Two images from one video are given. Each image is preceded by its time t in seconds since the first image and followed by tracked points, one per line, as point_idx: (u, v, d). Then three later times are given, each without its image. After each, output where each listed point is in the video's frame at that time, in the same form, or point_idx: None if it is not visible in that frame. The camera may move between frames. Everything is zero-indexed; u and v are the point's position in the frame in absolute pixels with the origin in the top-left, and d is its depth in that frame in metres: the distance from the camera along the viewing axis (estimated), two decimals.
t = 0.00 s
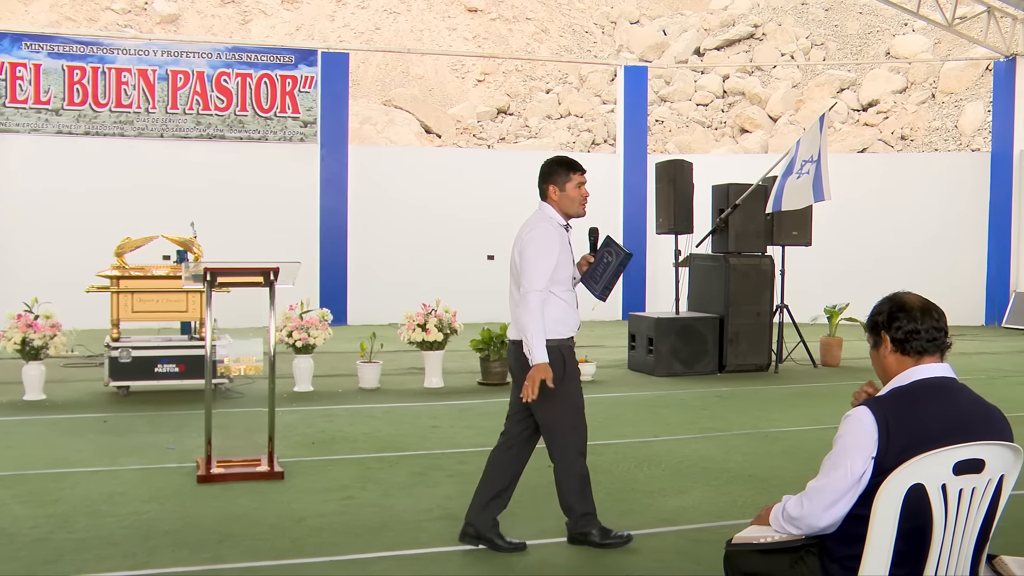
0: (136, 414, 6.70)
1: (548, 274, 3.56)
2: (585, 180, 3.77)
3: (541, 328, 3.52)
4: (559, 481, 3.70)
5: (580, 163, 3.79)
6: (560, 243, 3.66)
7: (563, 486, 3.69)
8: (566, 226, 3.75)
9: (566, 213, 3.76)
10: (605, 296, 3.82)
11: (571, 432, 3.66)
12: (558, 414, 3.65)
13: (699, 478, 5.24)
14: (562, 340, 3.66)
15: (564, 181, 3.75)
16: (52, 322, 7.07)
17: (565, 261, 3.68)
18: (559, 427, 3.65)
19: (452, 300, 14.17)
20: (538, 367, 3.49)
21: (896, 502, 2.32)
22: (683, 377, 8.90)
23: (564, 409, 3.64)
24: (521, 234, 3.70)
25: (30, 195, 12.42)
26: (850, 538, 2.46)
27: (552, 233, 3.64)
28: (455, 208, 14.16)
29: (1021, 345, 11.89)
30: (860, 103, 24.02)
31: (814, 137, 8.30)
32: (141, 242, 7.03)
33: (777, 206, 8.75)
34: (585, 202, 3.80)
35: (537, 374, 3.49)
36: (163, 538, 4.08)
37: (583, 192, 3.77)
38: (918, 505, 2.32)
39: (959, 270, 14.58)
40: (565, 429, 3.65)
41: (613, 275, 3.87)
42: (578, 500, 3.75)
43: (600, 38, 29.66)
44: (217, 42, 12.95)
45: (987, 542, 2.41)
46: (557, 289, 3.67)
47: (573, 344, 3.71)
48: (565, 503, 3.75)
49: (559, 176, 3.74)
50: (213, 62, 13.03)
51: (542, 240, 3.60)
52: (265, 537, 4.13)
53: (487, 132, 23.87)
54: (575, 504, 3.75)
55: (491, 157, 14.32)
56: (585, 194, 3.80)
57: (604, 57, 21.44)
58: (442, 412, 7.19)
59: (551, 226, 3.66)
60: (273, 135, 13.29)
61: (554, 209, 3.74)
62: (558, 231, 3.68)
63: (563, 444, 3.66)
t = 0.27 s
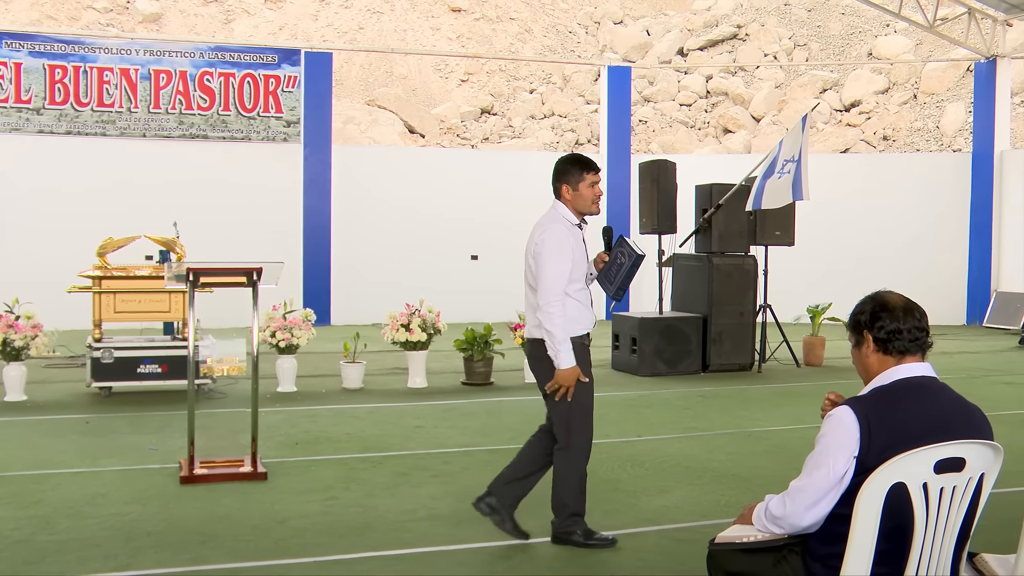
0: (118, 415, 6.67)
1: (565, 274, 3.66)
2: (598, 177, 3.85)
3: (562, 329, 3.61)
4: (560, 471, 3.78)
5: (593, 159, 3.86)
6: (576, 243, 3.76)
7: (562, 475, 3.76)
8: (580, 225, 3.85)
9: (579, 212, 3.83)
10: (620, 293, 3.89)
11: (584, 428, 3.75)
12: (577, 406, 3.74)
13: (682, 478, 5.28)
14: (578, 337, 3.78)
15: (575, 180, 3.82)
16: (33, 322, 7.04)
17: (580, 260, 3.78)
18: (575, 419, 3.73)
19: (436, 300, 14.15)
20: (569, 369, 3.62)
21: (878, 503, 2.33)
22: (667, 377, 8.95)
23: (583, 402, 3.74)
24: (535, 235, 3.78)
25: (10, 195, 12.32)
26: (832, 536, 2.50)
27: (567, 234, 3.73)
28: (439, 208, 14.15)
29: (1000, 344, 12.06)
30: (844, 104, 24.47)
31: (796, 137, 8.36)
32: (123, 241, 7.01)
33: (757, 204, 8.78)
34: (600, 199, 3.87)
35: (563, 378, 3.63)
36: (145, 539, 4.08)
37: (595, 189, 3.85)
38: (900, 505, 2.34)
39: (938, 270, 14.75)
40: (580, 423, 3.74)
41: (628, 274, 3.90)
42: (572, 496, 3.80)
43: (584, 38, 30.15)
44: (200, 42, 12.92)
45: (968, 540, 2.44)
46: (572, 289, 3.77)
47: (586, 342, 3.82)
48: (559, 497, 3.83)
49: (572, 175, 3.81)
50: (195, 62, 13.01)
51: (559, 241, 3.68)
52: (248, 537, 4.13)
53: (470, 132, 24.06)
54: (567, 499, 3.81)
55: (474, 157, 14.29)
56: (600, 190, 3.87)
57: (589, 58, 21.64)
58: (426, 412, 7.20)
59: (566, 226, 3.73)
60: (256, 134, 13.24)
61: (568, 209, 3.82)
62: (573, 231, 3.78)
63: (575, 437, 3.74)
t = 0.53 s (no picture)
0: (101, 416, 6.64)
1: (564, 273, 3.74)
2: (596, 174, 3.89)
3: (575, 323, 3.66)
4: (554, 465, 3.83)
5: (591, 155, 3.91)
6: (574, 241, 3.83)
7: (556, 470, 3.82)
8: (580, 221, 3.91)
9: (578, 210, 3.89)
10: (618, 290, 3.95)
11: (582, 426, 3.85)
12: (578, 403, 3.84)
13: (666, 477, 5.31)
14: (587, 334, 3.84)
15: (571, 179, 3.88)
16: (15, 323, 6.99)
17: (580, 257, 3.85)
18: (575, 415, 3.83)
19: (422, 300, 14.14)
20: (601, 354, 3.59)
21: (860, 501, 2.32)
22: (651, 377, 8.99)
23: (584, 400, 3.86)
24: (534, 238, 3.86)
25: None
26: (815, 535, 2.52)
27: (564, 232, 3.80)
28: (426, 208, 14.16)
29: (981, 343, 12.19)
30: (827, 104, 24.71)
31: (779, 138, 8.38)
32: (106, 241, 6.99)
33: (739, 204, 8.87)
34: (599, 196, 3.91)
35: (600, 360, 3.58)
36: (128, 541, 4.07)
37: (593, 186, 3.89)
38: (883, 505, 2.35)
39: (921, 269, 14.88)
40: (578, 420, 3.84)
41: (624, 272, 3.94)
42: (562, 494, 3.85)
43: (568, 38, 30.40)
44: (183, 41, 12.87)
45: (950, 538, 2.44)
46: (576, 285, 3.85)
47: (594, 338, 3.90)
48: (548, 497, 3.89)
49: (568, 173, 3.88)
50: (179, 61, 12.97)
51: (555, 240, 3.75)
52: (232, 539, 4.13)
53: (454, 132, 24.08)
54: (557, 498, 3.85)
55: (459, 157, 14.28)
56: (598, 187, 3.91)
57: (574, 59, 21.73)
58: (411, 412, 7.20)
59: (564, 225, 3.81)
60: (240, 134, 13.19)
61: (566, 206, 3.89)
62: (571, 228, 3.84)
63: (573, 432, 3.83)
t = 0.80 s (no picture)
0: (85, 417, 6.61)
1: (553, 275, 3.85)
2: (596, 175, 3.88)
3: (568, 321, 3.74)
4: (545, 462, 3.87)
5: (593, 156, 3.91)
6: (569, 243, 3.91)
7: (545, 467, 3.86)
8: (581, 222, 3.97)
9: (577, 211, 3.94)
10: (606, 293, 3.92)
11: (573, 423, 3.87)
12: (570, 400, 3.86)
13: (651, 477, 5.34)
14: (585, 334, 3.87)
15: (568, 180, 3.91)
16: None
17: (575, 258, 3.92)
18: (564, 412, 3.85)
19: (407, 300, 14.14)
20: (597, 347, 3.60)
21: (844, 499, 2.32)
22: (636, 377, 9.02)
23: (577, 398, 3.88)
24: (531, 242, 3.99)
25: None
26: (799, 535, 2.54)
27: (557, 234, 3.90)
28: (411, 208, 14.15)
29: (964, 343, 12.30)
30: (811, 104, 24.95)
31: (764, 138, 8.42)
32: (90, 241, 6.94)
33: (724, 203, 8.93)
34: (598, 198, 3.92)
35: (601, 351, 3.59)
36: (112, 542, 4.06)
37: (592, 187, 3.90)
38: (866, 503, 2.38)
39: (905, 268, 14.99)
40: (569, 417, 3.86)
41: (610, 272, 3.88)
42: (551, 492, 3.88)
43: (553, 38, 30.53)
44: (167, 40, 12.80)
45: (933, 538, 2.46)
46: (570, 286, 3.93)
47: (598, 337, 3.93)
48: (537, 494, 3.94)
49: (565, 174, 3.90)
50: (163, 61, 12.89)
51: (545, 242, 3.87)
52: (217, 539, 4.12)
53: (440, 132, 24.11)
54: (545, 495, 3.88)
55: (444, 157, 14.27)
56: (598, 189, 3.91)
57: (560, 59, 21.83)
58: (397, 412, 7.21)
59: (559, 227, 3.91)
60: (225, 134, 13.15)
61: (565, 209, 3.98)
62: (566, 230, 3.93)
63: (563, 429, 3.86)
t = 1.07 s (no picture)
0: (72, 418, 6.59)
1: (549, 270, 3.93)
2: (595, 178, 3.90)
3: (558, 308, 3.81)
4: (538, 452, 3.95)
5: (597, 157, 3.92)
6: (568, 241, 3.98)
7: (539, 458, 3.93)
8: (583, 221, 4.03)
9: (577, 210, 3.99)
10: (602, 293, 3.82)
11: (567, 417, 3.93)
12: (565, 393, 3.92)
13: (639, 477, 5.37)
14: (583, 332, 3.90)
15: (567, 183, 3.98)
16: None
17: (574, 255, 3.98)
18: (559, 406, 3.91)
19: (395, 300, 14.14)
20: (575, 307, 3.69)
21: (832, 497, 2.33)
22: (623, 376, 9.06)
23: (572, 393, 3.93)
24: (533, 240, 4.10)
25: None
26: (786, 535, 2.55)
27: (556, 232, 3.98)
28: (400, 207, 14.15)
29: (950, 342, 12.40)
30: (799, 104, 25.08)
31: (751, 137, 8.47)
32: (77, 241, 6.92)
33: (711, 204, 8.96)
34: (599, 200, 3.94)
35: (578, 308, 3.69)
36: (99, 543, 4.06)
37: (592, 190, 3.92)
38: (855, 502, 2.41)
39: (891, 267, 15.10)
40: (564, 411, 3.92)
41: (603, 271, 3.76)
42: (544, 486, 3.94)
43: (541, 38, 30.66)
44: (154, 39, 12.72)
45: (919, 536, 2.48)
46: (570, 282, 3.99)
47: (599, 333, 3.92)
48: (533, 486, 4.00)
49: (565, 177, 3.96)
50: (150, 60, 12.82)
51: (542, 240, 3.96)
52: (203, 540, 4.12)
53: (427, 132, 24.21)
54: (537, 488, 3.95)
55: (431, 157, 14.26)
56: (600, 191, 3.93)
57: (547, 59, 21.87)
58: (384, 412, 7.22)
59: (558, 223, 3.99)
60: (212, 133, 13.11)
61: (568, 210, 4.06)
62: (566, 229, 3.99)
63: (556, 422, 3.92)
